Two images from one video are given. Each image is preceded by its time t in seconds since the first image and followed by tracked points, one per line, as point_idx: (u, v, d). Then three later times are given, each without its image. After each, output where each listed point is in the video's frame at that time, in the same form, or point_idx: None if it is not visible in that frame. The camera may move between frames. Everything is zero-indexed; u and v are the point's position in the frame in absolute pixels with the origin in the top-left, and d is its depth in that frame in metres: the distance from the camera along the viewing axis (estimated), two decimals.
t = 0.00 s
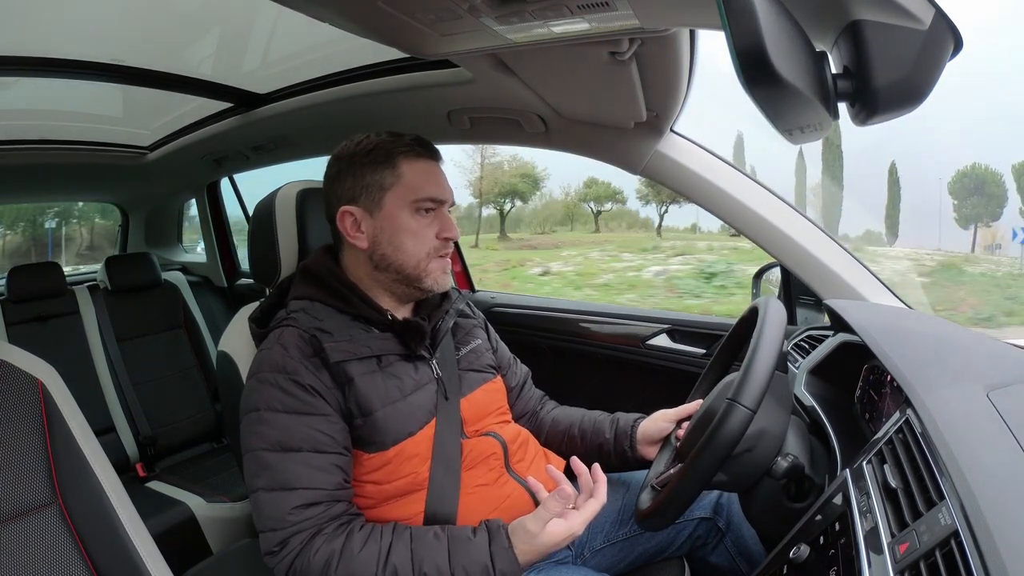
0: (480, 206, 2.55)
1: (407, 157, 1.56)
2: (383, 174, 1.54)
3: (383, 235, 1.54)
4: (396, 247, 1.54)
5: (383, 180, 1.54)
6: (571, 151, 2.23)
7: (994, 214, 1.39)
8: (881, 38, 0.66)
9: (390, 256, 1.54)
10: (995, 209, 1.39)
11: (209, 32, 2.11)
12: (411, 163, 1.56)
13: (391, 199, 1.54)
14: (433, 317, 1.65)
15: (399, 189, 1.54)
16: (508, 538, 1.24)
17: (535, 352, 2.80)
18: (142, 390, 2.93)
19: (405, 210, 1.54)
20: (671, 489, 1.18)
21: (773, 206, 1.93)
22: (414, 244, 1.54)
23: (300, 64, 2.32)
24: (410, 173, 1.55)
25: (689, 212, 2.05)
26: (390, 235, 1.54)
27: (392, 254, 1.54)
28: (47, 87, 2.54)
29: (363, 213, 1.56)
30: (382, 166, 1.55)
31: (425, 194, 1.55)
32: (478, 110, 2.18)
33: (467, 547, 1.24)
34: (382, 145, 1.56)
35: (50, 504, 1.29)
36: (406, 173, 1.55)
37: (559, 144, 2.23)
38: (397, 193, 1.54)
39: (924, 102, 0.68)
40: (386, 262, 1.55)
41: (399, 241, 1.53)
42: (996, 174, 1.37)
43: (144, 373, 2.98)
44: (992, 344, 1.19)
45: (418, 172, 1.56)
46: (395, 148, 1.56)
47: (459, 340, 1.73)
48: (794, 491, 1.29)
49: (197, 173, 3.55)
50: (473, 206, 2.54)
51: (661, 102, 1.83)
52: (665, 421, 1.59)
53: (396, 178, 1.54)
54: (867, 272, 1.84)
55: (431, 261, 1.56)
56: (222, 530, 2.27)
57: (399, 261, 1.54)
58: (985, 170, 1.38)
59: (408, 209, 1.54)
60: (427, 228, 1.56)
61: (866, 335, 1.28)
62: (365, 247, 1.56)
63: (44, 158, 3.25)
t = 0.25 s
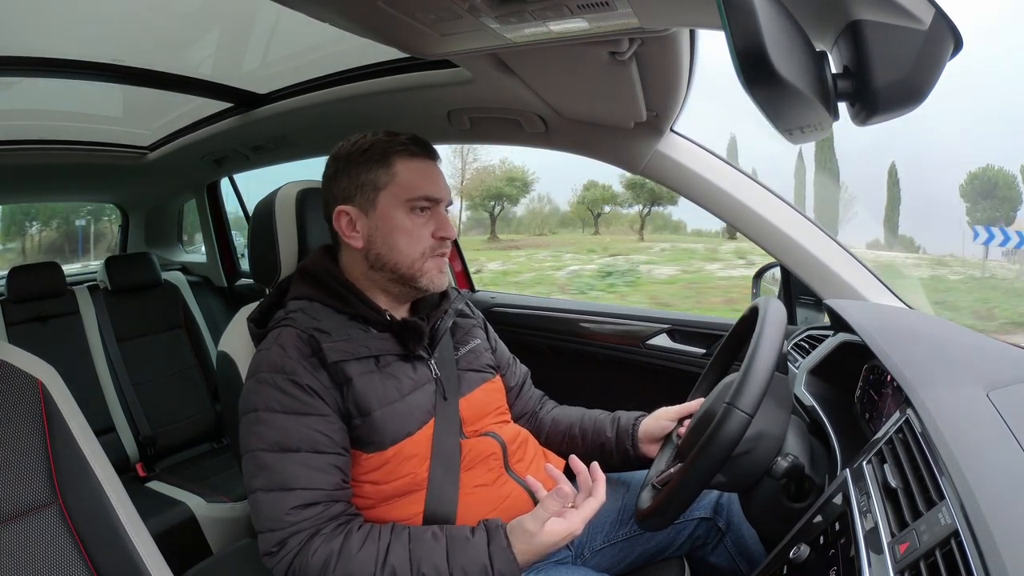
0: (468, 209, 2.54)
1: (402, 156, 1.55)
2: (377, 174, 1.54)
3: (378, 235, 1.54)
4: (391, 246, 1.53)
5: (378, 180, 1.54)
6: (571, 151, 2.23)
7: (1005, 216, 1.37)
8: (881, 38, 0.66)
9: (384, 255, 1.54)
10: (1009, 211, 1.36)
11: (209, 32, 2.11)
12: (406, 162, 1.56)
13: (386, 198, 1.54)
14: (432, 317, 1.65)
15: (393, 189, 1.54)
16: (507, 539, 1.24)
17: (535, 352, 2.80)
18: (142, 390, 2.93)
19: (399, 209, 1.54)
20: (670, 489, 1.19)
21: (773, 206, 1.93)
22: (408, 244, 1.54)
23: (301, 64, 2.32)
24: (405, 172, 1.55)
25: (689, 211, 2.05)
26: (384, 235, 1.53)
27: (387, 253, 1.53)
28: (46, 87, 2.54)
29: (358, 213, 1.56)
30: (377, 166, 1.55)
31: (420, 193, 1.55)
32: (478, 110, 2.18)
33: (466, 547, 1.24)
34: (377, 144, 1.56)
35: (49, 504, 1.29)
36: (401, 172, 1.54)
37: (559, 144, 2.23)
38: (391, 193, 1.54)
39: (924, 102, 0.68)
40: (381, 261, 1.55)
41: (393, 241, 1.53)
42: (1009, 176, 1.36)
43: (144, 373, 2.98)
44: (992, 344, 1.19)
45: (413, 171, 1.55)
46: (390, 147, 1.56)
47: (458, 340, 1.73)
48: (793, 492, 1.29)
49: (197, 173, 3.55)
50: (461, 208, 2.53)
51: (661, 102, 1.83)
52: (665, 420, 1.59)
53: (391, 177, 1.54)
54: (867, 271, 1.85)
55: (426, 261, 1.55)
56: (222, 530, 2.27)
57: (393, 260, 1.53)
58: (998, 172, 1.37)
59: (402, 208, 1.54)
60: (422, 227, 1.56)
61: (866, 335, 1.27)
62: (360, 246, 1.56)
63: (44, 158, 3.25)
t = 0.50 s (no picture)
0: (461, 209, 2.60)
1: (390, 154, 1.55)
2: (367, 173, 1.55)
3: (370, 234, 1.54)
4: (383, 245, 1.53)
5: (367, 179, 1.55)
6: (572, 151, 2.23)
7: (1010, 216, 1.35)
8: (881, 38, 0.66)
9: (377, 254, 1.54)
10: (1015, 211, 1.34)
11: (209, 32, 2.11)
12: (395, 160, 1.56)
13: (376, 197, 1.54)
14: (432, 315, 1.65)
15: (383, 187, 1.54)
16: (507, 539, 1.24)
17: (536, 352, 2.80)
18: (141, 390, 2.93)
19: (389, 207, 1.54)
20: (670, 490, 1.19)
21: (773, 206, 1.93)
22: (400, 242, 1.53)
23: (300, 64, 2.32)
24: (393, 170, 1.55)
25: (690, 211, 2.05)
26: (376, 234, 1.53)
27: (379, 252, 1.53)
28: (46, 87, 2.54)
29: (349, 214, 1.57)
30: (366, 166, 1.55)
31: (409, 191, 1.55)
32: (478, 110, 2.18)
33: (465, 547, 1.24)
34: (365, 144, 1.56)
35: (50, 504, 1.29)
36: (389, 170, 1.54)
37: (559, 144, 2.23)
38: (381, 192, 1.54)
39: (925, 101, 0.68)
40: (375, 261, 1.54)
41: (385, 239, 1.53)
42: (1017, 174, 1.32)
43: (143, 372, 2.98)
44: (992, 344, 1.19)
45: (402, 169, 1.55)
46: (378, 146, 1.56)
47: (458, 338, 1.73)
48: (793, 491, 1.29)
49: (197, 173, 3.55)
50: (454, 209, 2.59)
51: (662, 102, 1.83)
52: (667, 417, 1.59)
53: (379, 176, 1.54)
54: (867, 271, 1.85)
55: (419, 259, 1.55)
56: (222, 530, 2.27)
57: (386, 260, 1.53)
58: (1005, 170, 1.34)
59: (392, 207, 1.54)
60: (413, 225, 1.55)
61: (866, 334, 1.27)
62: (353, 247, 1.56)
63: (44, 158, 3.25)
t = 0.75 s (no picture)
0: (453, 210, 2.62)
1: (385, 155, 1.55)
2: (361, 174, 1.54)
3: (364, 235, 1.54)
4: (378, 246, 1.53)
5: (362, 180, 1.55)
6: (572, 151, 2.23)
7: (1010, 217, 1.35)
8: (882, 38, 0.66)
9: (372, 255, 1.54)
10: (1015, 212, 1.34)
11: (209, 32, 2.11)
12: (390, 160, 1.55)
13: (370, 198, 1.54)
14: (431, 313, 1.65)
15: (377, 188, 1.54)
16: (506, 539, 1.24)
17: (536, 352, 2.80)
18: (141, 390, 2.93)
19: (384, 208, 1.53)
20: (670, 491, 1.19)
21: (773, 206, 1.93)
22: (395, 243, 1.53)
23: (301, 64, 2.32)
24: (388, 171, 1.54)
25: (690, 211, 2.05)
26: (370, 235, 1.53)
27: (374, 253, 1.53)
28: (46, 87, 2.54)
29: (344, 215, 1.57)
30: (360, 167, 1.55)
31: (404, 191, 1.54)
32: (478, 110, 2.18)
33: (465, 547, 1.24)
34: (360, 144, 1.56)
35: (49, 504, 1.28)
36: (384, 171, 1.54)
37: (559, 144, 2.24)
38: (375, 193, 1.53)
39: (924, 102, 0.68)
40: (370, 262, 1.55)
41: (379, 240, 1.53)
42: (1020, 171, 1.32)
43: (143, 372, 2.98)
44: (992, 344, 1.19)
45: (396, 169, 1.55)
46: (373, 146, 1.56)
47: (458, 336, 1.73)
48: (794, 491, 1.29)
49: (197, 173, 3.54)
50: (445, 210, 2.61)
51: (661, 102, 1.83)
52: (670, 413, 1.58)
53: (374, 176, 1.54)
54: (867, 270, 1.85)
55: (415, 259, 1.55)
56: (222, 530, 2.27)
57: (381, 261, 1.53)
58: (1006, 168, 1.33)
59: (387, 208, 1.54)
60: (408, 225, 1.55)
61: (866, 335, 1.27)
62: (348, 248, 1.57)
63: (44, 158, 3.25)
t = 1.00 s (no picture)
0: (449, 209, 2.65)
1: (382, 155, 1.55)
2: (358, 175, 1.54)
3: (361, 236, 1.54)
4: (374, 247, 1.53)
5: (359, 181, 1.54)
6: (571, 151, 2.23)
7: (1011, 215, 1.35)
8: (882, 38, 0.66)
9: (369, 256, 1.54)
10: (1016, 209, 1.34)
11: (209, 32, 2.11)
12: (386, 161, 1.55)
13: (367, 199, 1.54)
14: (430, 313, 1.65)
15: (374, 189, 1.53)
16: (506, 538, 1.24)
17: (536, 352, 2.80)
18: (141, 390, 2.93)
19: (380, 209, 1.53)
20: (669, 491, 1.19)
21: (772, 206, 1.93)
22: (391, 244, 1.53)
23: (300, 64, 2.32)
24: (384, 171, 1.54)
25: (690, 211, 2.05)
26: (367, 236, 1.54)
27: (371, 254, 1.54)
28: (46, 87, 2.54)
29: (341, 215, 1.57)
30: (357, 167, 1.55)
31: (400, 192, 1.54)
32: (478, 110, 2.18)
33: (464, 546, 1.24)
34: (358, 145, 1.56)
35: (50, 504, 1.29)
36: (380, 172, 1.54)
37: (559, 144, 2.24)
38: (372, 194, 1.53)
39: (924, 102, 0.68)
40: (367, 262, 1.55)
41: (376, 241, 1.53)
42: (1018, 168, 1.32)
43: (143, 372, 2.98)
44: (992, 344, 1.19)
45: (393, 170, 1.54)
46: (370, 147, 1.55)
47: (458, 336, 1.73)
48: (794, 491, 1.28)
49: (196, 172, 3.54)
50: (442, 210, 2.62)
51: (662, 102, 1.83)
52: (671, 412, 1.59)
53: (371, 177, 1.54)
54: (866, 270, 1.85)
55: (411, 260, 1.55)
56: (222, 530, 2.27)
57: (378, 262, 1.54)
58: (1006, 166, 1.33)
59: (383, 208, 1.53)
60: (405, 226, 1.55)
61: (865, 334, 1.27)
62: (345, 248, 1.57)
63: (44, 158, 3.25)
